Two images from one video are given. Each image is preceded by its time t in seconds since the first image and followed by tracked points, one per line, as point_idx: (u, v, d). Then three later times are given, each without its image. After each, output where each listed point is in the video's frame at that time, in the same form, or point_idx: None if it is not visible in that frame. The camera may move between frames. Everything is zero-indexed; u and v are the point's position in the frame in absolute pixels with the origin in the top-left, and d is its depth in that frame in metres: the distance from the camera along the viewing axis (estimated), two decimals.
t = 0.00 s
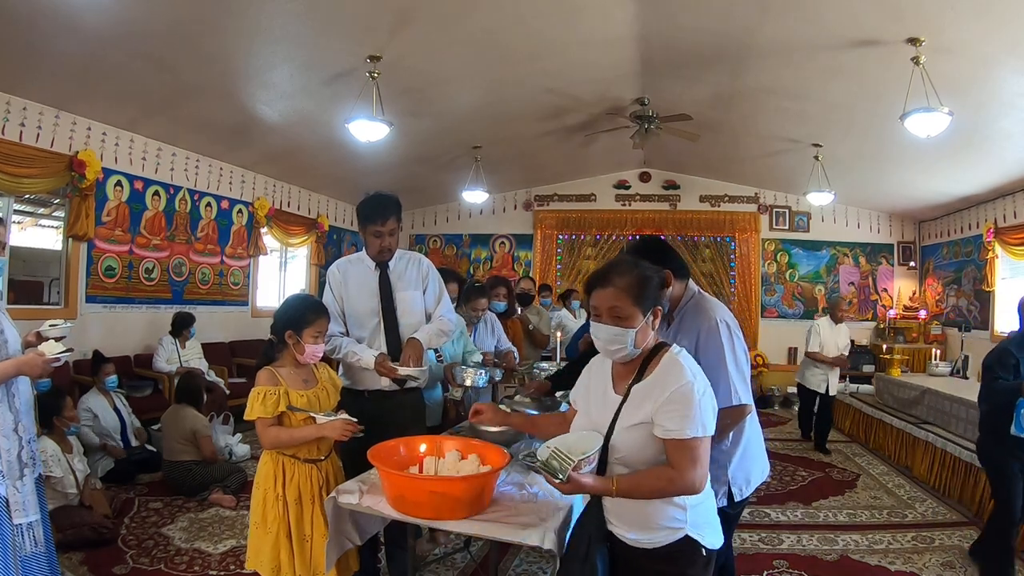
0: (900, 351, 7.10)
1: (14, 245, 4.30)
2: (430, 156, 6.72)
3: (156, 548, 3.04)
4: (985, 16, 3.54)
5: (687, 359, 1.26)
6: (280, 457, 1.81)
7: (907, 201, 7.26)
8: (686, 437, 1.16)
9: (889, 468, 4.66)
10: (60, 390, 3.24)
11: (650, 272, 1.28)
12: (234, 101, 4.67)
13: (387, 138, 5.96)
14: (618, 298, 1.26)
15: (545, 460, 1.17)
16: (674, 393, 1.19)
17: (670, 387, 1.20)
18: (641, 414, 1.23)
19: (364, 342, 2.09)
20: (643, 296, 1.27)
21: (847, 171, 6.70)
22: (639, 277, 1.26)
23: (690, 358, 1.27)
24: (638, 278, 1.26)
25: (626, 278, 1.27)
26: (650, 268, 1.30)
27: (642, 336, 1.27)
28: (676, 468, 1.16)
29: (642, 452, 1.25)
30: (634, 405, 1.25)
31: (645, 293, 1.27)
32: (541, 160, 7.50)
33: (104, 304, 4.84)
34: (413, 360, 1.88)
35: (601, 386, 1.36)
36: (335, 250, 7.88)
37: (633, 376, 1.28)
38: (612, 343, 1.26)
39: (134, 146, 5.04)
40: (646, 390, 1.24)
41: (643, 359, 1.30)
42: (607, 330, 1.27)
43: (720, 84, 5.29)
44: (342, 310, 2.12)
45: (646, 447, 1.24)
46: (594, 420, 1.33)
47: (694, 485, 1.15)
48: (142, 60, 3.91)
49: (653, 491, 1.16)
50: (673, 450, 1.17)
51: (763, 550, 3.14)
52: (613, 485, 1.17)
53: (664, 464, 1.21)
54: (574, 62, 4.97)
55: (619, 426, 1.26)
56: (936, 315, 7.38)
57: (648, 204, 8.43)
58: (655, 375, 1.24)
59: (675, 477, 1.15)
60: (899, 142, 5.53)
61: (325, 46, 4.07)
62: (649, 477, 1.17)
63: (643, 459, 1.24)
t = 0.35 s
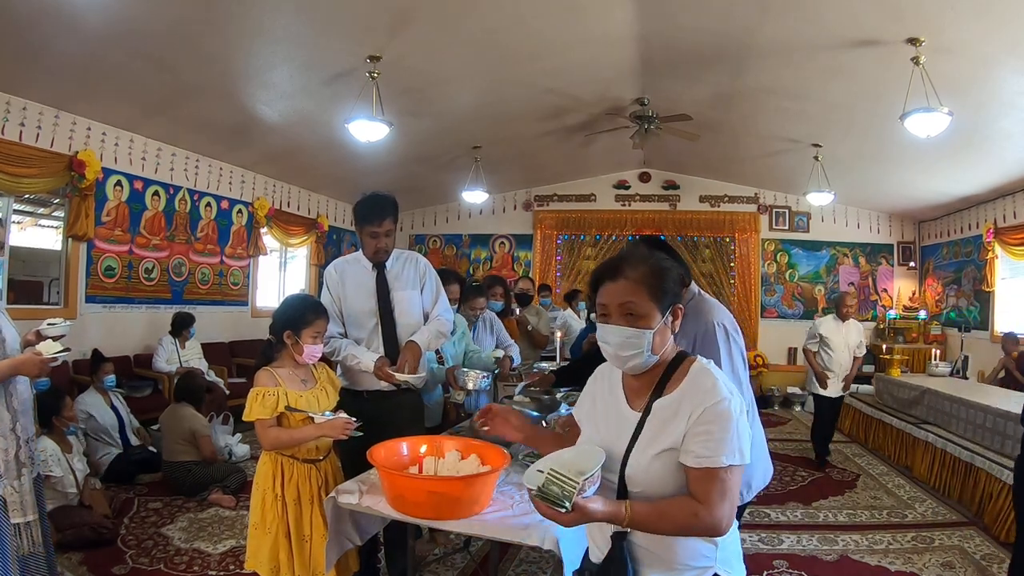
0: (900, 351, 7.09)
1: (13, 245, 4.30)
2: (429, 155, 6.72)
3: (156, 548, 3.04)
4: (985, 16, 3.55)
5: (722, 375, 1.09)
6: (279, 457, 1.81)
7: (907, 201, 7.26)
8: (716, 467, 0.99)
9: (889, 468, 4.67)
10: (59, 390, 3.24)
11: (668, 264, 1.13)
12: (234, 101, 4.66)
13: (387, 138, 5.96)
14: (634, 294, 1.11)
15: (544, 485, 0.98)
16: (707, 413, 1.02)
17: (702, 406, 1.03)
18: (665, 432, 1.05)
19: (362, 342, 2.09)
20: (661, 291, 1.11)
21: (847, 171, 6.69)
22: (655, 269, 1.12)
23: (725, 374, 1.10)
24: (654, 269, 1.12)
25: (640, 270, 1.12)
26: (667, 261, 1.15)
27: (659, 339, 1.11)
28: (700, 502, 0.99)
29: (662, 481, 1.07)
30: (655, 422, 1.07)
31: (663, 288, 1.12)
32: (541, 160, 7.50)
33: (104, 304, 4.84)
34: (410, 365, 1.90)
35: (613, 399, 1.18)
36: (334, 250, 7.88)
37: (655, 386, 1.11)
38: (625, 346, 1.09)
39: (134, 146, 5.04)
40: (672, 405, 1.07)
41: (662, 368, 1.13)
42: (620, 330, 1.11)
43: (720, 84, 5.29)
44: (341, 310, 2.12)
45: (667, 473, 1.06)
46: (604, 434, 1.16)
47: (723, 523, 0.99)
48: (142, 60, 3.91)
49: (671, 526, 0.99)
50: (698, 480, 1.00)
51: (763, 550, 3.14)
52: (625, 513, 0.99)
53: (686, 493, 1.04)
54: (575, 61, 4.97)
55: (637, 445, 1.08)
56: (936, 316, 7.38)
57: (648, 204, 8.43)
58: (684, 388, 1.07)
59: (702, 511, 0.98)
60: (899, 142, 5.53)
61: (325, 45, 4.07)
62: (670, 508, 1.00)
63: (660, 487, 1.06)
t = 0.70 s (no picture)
0: (899, 352, 7.10)
1: (12, 244, 4.30)
2: (429, 156, 6.71)
3: (155, 548, 3.04)
4: (985, 16, 3.55)
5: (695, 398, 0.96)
6: (278, 458, 1.81)
7: (906, 202, 7.26)
8: (673, 503, 0.86)
9: (889, 468, 4.67)
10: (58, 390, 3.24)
11: (636, 258, 1.01)
12: (234, 101, 4.66)
13: (387, 139, 5.96)
14: (594, 289, 0.98)
15: (466, 503, 0.82)
16: (671, 438, 0.89)
17: (667, 431, 0.90)
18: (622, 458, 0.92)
19: (361, 341, 2.09)
20: (626, 287, 0.99)
21: (847, 171, 6.70)
22: (621, 261, 0.99)
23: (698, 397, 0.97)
24: (619, 261, 0.99)
25: (600, 261, 0.99)
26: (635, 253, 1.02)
27: (622, 344, 0.99)
28: (649, 542, 0.86)
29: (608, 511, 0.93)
30: (613, 443, 0.93)
31: (629, 284, 0.99)
32: (541, 161, 7.50)
33: (104, 304, 4.84)
34: (411, 361, 1.92)
35: (559, 410, 1.04)
36: (334, 250, 7.87)
37: (617, 401, 0.98)
38: (581, 349, 0.97)
39: (134, 146, 5.04)
40: (633, 424, 0.94)
41: (624, 382, 1.01)
42: (576, 330, 0.99)
43: (719, 84, 5.29)
44: (339, 309, 2.12)
45: (617, 504, 0.92)
46: (540, 446, 1.03)
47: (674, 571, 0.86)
48: (142, 60, 3.91)
49: (609, 564, 0.86)
50: (650, 515, 0.87)
51: (762, 550, 3.15)
52: (559, 534, 0.86)
53: (634, 529, 0.91)
54: (574, 62, 4.97)
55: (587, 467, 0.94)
56: (936, 316, 7.39)
57: (647, 205, 8.43)
58: (650, 407, 0.94)
59: (651, 553, 0.85)
60: (898, 142, 5.53)
61: (324, 45, 4.07)
62: (616, 546, 0.86)
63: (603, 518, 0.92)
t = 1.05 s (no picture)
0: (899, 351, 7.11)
1: (12, 245, 4.30)
2: (429, 156, 6.71)
3: (154, 548, 3.04)
4: (984, 16, 3.55)
5: (595, 415, 0.79)
6: (277, 459, 1.80)
7: (905, 202, 7.27)
8: (569, 562, 0.69)
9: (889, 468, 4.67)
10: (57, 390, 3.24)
11: (527, 237, 0.83)
12: (234, 101, 4.67)
13: (387, 139, 5.96)
14: (470, 272, 0.78)
15: None
16: (567, 479, 0.72)
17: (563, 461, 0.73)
18: (507, 503, 0.72)
19: (360, 342, 2.09)
20: (514, 272, 0.80)
21: (846, 171, 6.69)
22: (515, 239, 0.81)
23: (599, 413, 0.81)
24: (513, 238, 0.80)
25: (482, 235, 0.79)
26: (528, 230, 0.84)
27: (503, 345, 0.82)
28: None
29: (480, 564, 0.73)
30: (493, 482, 0.74)
31: (519, 268, 0.80)
32: (540, 161, 7.50)
33: (103, 304, 4.84)
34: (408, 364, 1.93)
35: (424, 435, 0.84)
36: (333, 250, 7.87)
37: (491, 424, 0.78)
38: (451, 348, 0.79)
39: (133, 146, 5.03)
40: (517, 458, 0.75)
41: (505, 391, 0.85)
42: (443, 324, 0.81)
43: (719, 84, 5.29)
44: (338, 310, 2.12)
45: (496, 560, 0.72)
46: (402, 479, 0.82)
47: None
48: (142, 60, 3.91)
49: None
50: None
51: (762, 550, 3.15)
52: None
53: None
54: (574, 62, 4.97)
55: (461, 514, 0.74)
56: (936, 316, 7.40)
57: (647, 205, 8.43)
58: (536, 433, 0.76)
59: None
60: (898, 142, 5.53)
61: (324, 46, 4.07)
62: None
63: None
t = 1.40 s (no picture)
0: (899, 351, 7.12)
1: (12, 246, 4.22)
2: (428, 156, 6.71)
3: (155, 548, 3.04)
4: (984, 15, 3.55)
5: (390, 482, 0.55)
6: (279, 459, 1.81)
7: (905, 202, 7.28)
8: None
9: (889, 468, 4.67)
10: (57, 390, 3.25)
11: (283, 201, 0.57)
12: (233, 101, 4.66)
13: (387, 139, 5.96)
14: (174, 269, 0.54)
15: None
16: None
17: None
18: None
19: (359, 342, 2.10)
20: (248, 264, 0.55)
21: (846, 171, 6.69)
22: (241, 213, 0.55)
23: (399, 477, 0.56)
24: (238, 213, 0.55)
25: (196, 211, 0.55)
26: (293, 192, 0.57)
27: (244, 376, 0.58)
28: None
29: None
30: None
31: (262, 254, 0.55)
32: (540, 160, 7.49)
33: (103, 304, 4.84)
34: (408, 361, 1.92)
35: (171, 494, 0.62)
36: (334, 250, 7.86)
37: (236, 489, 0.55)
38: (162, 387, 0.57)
39: (134, 146, 5.03)
40: (247, 552, 0.51)
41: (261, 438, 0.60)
42: (157, 352, 0.58)
43: (719, 84, 5.28)
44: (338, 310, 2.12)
45: None
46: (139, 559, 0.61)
47: None
48: (142, 60, 3.91)
49: None
50: None
51: (763, 550, 3.15)
52: None
53: None
54: (573, 61, 4.97)
55: None
56: (936, 315, 7.40)
57: (647, 204, 8.43)
58: (287, 516, 0.52)
59: None
60: (898, 141, 5.53)
61: (324, 46, 4.07)
62: None
63: None
